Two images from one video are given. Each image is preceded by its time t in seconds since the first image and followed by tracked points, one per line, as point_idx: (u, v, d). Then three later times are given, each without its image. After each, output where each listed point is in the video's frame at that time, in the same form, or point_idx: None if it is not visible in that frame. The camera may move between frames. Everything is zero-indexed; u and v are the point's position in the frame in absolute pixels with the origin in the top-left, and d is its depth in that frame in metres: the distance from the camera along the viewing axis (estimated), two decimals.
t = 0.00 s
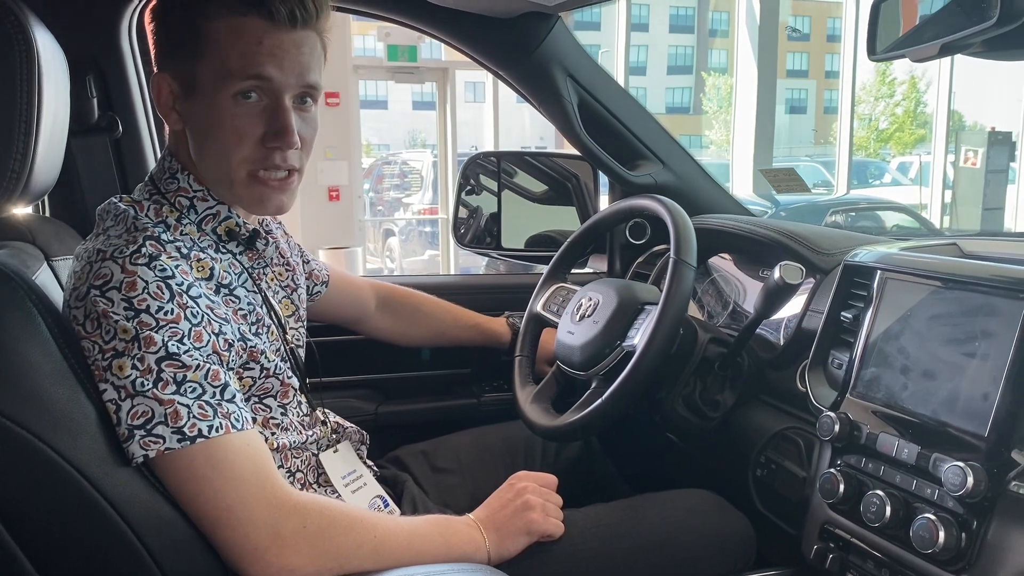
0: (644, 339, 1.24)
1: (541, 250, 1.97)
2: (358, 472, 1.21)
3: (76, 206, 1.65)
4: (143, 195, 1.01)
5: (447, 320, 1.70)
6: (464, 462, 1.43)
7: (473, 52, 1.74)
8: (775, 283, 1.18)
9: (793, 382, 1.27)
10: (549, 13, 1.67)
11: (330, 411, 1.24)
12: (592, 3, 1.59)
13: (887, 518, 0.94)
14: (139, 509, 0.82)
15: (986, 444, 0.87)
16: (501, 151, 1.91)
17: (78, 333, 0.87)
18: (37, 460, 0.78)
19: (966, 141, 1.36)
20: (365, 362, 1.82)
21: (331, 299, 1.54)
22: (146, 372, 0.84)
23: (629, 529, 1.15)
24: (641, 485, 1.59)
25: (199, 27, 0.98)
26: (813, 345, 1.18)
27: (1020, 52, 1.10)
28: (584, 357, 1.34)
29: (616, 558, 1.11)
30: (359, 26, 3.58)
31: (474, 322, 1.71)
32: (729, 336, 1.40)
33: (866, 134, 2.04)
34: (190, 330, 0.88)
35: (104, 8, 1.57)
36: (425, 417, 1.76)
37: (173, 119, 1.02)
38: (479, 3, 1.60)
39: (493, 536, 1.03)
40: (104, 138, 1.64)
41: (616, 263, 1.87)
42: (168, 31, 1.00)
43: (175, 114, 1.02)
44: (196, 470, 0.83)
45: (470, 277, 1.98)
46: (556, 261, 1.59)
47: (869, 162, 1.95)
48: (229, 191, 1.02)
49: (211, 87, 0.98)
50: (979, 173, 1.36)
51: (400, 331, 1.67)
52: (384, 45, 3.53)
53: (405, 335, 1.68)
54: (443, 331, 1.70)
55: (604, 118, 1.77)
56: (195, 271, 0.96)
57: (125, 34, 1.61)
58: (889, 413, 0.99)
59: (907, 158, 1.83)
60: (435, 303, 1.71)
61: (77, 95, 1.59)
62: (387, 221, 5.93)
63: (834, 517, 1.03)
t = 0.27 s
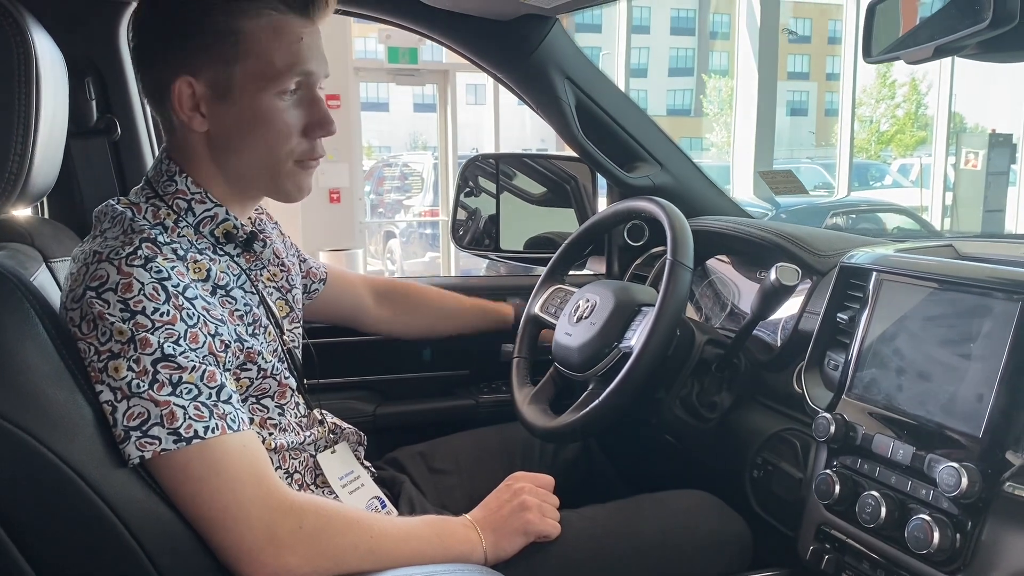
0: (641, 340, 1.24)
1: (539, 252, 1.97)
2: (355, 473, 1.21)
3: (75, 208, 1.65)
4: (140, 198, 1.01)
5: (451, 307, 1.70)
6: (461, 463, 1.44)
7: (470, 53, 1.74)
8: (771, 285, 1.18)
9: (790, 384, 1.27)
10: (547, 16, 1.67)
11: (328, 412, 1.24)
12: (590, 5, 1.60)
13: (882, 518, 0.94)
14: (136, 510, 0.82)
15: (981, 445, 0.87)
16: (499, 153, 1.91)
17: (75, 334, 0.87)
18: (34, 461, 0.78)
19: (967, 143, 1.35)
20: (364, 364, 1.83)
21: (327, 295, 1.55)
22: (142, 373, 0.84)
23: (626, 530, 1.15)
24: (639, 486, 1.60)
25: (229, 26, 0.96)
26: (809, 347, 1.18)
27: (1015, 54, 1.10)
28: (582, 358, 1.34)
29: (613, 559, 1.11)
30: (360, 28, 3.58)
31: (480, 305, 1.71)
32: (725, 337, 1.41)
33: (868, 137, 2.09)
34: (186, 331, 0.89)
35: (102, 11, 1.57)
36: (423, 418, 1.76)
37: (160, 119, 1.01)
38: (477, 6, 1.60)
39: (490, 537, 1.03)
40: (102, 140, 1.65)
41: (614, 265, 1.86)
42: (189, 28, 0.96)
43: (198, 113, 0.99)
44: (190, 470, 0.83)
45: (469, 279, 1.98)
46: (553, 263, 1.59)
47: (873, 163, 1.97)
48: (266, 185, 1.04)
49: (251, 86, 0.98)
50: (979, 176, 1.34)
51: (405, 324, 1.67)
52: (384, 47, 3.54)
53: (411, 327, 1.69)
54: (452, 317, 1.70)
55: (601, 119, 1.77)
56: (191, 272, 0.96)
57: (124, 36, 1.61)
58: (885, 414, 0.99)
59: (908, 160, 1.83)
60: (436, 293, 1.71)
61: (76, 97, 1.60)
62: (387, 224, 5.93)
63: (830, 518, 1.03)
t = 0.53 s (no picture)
0: (637, 340, 1.25)
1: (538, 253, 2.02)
2: (352, 472, 1.21)
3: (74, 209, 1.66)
4: (133, 200, 1.01)
5: (441, 254, 1.60)
6: (459, 462, 1.44)
7: (468, 55, 1.76)
8: (766, 284, 1.19)
9: (786, 383, 1.27)
10: (544, 18, 1.68)
11: (326, 411, 1.25)
12: (587, 7, 1.60)
13: (876, 516, 0.94)
14: (134, 507, 0.83)
15: (974, 442, 0.87)
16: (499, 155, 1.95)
17: (70, 333, 0.87)
18: (32, 459, 0.79)
19: (967, 145, 1.37)
20: (362, 365, 1.83)
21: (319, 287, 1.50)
22: (138, 372, 0.84)
23: (622, 529, 1.16)
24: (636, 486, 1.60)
25: (229, 22, 0.94)
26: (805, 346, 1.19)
27: (1009, 54, 1.11)
28: (578, 358, 1.35)
29: (608, 558, 1.12)
30: (359, 32, 3.59)
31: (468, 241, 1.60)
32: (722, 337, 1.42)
33: (867, 139, 1.95)
34: (181, 330, 0.89)
35: (102, 13, 1.58)
36: (421, 419, 1.76)
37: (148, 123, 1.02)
38: (475, 7, 1.61)
39: (487, 535, 1.03)
40: (101, 141, 1.66)
41: (612, 265, 1.88)
42: (191, 25, 0.93)
43: (202, 110, 0.97)
44: (186, 469, 0.84)
45: (467, 280, 1.98)
46: (551, 264, 1.60)
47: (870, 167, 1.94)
48: (269, 176, 1.05)
49: (256, 81, 0.98)
50: (979, 178, 1.37)
51: (413, 286, 1.60)
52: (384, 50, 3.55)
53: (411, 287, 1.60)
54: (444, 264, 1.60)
55: (598, 121, 1.78)
56: (186, 271, 0.97)
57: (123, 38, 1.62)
58: (879, 413, 0.99)
59: (907, 165, 1.79)
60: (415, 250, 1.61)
61: (75, 99, 1.61)
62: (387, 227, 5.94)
63: (825, 517, 1.03)
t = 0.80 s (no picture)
0: (632, 346, 1.25)
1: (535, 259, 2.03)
2: (349, 478, 1.21)
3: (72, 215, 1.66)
4: (125, 206, 1.01)
5: (454, 238, 1.56)
6: (455, 468, 1.44)
7: (466, 61, 1.76)
8: (761, 290, 1.19)
9: (782, 389, 1.28)
10: (541, 23, 1.68)
11: (322, 417, 1.25)
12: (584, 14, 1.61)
13: (871, 523, 0.94)
14: (130, 514, 0.83)
15: (969, 449, 0.87)
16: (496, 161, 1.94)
17: (64, 339, 0.86)
18: (29, 464, 0.79)
19: (966, 150, 1.39)
20: (359, 370, 1.83)
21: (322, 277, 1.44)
22: (132, 380, 0.84)
23: (617, 534, 1.16)
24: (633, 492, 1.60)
25: (227, 26, 0.95)
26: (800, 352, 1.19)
27: (1004, 61, 1.11)
28: (575, 364, 1.35)
29: (603, 564, 1.12)
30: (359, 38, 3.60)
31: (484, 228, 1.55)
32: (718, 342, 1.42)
33: (866, 145, 1.76)
34: (175, 337, 0.88)
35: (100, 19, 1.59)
36: (419, 424, 1.76)
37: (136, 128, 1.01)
38: (472, 14, 1.61)
39: (483, 540, 1.03)
40: (99, 147, 1.66)
41: (609, 272, 1.87)
42: (193, 29, 0.93)
43: (202, 114, 0.97)
44: (182, 477, 0.83)
45: (465, 285, 1.99)
46: (548, 270, 1.59)
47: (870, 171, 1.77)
48: (266, 178, 1.06)
49: (255, 85, 0.99)
50: (978, 182, 1.38)
51: (424, 272, 1.54)
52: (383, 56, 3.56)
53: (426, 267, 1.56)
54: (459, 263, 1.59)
55: (595, 126, 1.79)
56: (180, 278, 0.96)
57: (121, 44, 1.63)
58: (876, 419, 1.00)
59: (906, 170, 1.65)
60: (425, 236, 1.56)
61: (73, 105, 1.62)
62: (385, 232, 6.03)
63: (820, 523, 1.03)
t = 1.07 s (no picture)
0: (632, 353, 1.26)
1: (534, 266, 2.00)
2: (351, 485, 1.22)
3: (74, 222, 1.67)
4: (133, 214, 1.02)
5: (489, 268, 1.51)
6: (456, 474, 1.45)
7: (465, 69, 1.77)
8: (761, 296, 1.20)
9: (781, 396, 1.28)
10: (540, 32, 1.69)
11: (324, 424, 1.25)
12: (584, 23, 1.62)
13: (870, 528, 0.94)
14: (134, 522, 0.84)
15: (967, 454, 0.88)
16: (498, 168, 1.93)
17: (65, 348, 0.88)
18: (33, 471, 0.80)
19: (962, 157, 1.37)
20: (360, 377, 1.84)
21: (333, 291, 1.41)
22: (131, 390, 0.84)
23: (618, 540, 1.16)
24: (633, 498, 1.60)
25: (246, 36, 0.95)
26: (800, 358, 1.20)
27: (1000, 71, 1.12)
28: (576, 371, 1.35)
29: (604, 569, 1.12)
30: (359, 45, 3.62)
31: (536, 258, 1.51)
32: (718, 348, 1.45)
33: (865, 149, 1.86)
34: (173, 346, 0.88)
35: (103, 28, 1.60)
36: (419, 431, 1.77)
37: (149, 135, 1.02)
38: (472, 23, 1.62)
39: (486, 545, 1.03)
40: (102, 155, 1.67)
41: (609, 278, 1.87)
42: (211, 36, 0.93)
43: (217, 122, 0.97)
44: (183, 483, 0.83)
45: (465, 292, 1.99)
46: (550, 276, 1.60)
47: (869, 177, 1.85)
48: (275, 190, 1.04)
49: (271, 96, 0.99)
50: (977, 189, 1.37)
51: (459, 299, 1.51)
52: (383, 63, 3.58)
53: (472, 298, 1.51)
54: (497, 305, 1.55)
55: (595, 134, 1.79)
56: (180, 286, 0.97)
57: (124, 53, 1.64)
58: (874, 425, 1.00)
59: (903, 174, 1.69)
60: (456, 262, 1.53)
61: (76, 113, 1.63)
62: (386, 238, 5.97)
63: (819, 529, 1.04)
